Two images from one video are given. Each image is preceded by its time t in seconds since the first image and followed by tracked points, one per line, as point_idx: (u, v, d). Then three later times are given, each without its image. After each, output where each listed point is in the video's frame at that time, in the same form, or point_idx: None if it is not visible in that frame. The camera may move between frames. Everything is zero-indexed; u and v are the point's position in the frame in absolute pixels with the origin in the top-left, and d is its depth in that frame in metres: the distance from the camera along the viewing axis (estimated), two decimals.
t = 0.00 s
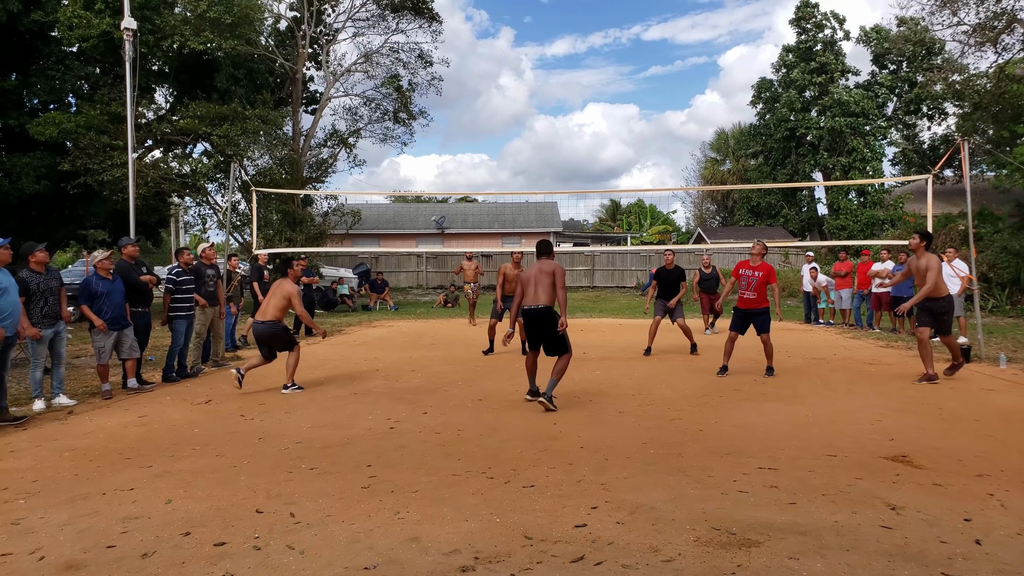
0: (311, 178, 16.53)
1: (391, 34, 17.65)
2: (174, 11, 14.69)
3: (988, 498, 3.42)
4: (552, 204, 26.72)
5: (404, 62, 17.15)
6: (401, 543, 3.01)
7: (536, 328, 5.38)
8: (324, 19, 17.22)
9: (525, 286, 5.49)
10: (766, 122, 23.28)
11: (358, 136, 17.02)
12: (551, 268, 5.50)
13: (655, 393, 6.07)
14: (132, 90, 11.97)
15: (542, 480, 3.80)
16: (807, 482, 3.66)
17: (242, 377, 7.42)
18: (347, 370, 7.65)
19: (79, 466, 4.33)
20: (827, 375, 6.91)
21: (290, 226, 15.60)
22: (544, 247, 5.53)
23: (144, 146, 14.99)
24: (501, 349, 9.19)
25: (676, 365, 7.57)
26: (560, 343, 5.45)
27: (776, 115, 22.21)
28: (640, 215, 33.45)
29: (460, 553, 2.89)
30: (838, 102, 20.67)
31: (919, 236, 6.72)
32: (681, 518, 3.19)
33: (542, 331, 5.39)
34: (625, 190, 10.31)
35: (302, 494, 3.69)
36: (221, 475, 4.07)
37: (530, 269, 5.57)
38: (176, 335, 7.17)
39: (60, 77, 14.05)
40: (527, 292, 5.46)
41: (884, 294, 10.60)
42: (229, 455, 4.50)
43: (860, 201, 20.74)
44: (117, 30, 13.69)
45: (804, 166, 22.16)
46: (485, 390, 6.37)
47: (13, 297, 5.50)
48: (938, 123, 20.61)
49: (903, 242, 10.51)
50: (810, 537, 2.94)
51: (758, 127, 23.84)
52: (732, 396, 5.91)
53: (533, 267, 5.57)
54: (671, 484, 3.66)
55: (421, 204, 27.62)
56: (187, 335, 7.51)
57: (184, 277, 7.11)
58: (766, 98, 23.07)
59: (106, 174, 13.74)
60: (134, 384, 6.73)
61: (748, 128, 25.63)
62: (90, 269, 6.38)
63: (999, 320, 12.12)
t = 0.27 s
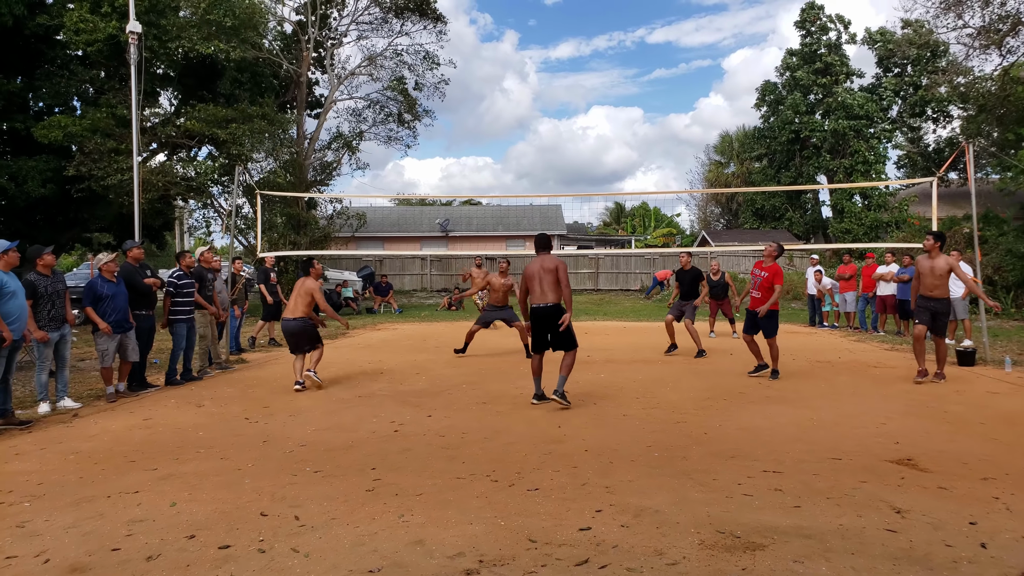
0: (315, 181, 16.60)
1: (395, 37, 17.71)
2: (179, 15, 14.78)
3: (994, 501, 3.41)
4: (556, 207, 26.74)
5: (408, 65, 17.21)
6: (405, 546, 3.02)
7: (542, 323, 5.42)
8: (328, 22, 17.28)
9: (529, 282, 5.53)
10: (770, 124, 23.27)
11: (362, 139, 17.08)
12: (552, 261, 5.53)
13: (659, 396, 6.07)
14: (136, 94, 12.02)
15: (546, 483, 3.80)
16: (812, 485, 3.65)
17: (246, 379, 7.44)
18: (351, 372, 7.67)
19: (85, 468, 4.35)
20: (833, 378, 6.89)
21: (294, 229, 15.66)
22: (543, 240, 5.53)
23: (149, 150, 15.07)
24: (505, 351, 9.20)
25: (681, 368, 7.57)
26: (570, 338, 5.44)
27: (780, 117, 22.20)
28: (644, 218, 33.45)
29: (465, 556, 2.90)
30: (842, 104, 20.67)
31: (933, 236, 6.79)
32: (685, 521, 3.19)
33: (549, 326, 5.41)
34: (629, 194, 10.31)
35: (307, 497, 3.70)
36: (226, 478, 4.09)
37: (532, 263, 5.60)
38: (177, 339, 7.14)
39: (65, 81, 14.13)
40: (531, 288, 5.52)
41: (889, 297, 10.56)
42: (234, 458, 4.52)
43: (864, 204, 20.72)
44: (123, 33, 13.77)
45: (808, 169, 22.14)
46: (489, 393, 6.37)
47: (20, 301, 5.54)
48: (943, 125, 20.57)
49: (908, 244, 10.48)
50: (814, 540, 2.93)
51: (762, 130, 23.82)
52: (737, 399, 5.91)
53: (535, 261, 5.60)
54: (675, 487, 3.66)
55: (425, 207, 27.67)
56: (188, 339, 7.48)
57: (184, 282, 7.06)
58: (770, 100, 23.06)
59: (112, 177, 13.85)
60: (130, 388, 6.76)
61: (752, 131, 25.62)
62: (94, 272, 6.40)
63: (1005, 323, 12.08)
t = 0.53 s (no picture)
0: (317, 181, 16.63)
1: (397, 35, 17.72)
2: (181, 15, 14.81)
3: (996, 497, 3.41)
4: (559, 206, 26.73)
5: (409, 64, 17.22)
6: (409, 544, 3.03)
7: (547, 321, 5.45)
8: (329, 22, 17.30)
9: (534, 278, 5.53)
10: (772, 122, 23.23)
11: (364, 138, 17.10)
12: (559, 259, 5.52)
13: (662, 395, 6.08)
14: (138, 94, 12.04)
15: (549, 481, 3.82)
16: (814, 483, 3.66)
17: (249, 379, 7.46)
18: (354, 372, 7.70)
19: (89, 468, 4.37)
20: (835, 376, 6.89)
21: (296, 229, 15.69)
22: (550, 235, 5.51)
23: (151, 150, 15.11)
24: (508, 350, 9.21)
25: (683, 366, 7.57)
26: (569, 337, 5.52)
27: (783, 115, 22.17)
28: (647, 216, 33.45)
29: (468, 554, 2.91)
30: (845, 102, 20.64)
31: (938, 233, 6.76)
32: (687, 518, 3.20)
33: (552, 324, 5.45)
34: (631, 192, 10.29)
35: (311, 496, 3.72)
36: (230, 477, 4.11)
37: (538, 258, 5.58)
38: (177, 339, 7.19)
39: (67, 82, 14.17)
40: (536, 284, 5.52)
41: (892, 294, 10.55)
42: (238, 457, 4.53)
43: (867, 201, 20.70)
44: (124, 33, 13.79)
45: (811, 167, 22.12)
46: (492, 392, 6.39)
47: (24, 302, 5.58)
48: (946, 122, 20.52)
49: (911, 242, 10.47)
50: (816, 537, 2.94)
51: (764, 128, 23.78)
52: (739, 397, 5.91)
53: (540, 257, 5.59)
54: (677, 485, 3.67)
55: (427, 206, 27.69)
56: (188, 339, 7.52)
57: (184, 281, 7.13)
58: (773, 98, 23.03)
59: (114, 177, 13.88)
60: (128, 390, 6.77)
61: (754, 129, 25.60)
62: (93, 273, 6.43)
63: (1009, 320, 12.06)
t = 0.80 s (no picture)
0: (315, 175, 16.58)
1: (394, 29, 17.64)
2: (177, 8, 14.72)
3: (993, 489, 3.43)
4: (557, 200, 26.70)
5: (407, 57, 17.13)
6: (408, 538, 3.04)
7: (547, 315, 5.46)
8: (326, 15, 17.20)
9: (537, 270, 5.49)
10: (771, 115, 23.20)
11: (362, 132, 17.03)
12: (565, 254, 5.47)
13: (660, 388, 6.09)
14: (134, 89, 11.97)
15: (548, 474, 3.82)
16: (813, 475, 3.67)
17: (248, 374, 7.46)
18: (353, 366, 7.70)
19: (87, 464, 4.37)
20: (833, 368, 6.91)
21: (295, 223, 15.65)
22: (556, 228, 5.46)
23: (147, 145, 15.05)
24: (507, 344, 9.22)
25: (682, 360, 7.58)
26: (569, 330, 5.55)
27: (781, 108, 22.14)
28: (646, 210, 33.45)
29: (467, 548, 2.92)
30: (844, 95, 20.61)
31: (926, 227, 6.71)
32: (686, 511, 3.21)
33: (553, 319, 5.47)
34: (630, 185, 10.27)
35: (310, 491, 3.72)
36: (229, 472, 4.11)
37: (543, 250, 5.52)
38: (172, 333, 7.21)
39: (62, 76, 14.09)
40: (538, 276, 5.49)
41: (890, 287, 10.56)
42: (237, 452, 4.53)
43: (864, 194, 20.71)
44: (120, 26, 13.70)
45: (810, 160, 22.11)
46: (491, 386, 6.40)
47: (24, 297, 5.56)
48: (944, 115, 20.50)
49: (909, 235, 10.47)
50: (814, 529, 2.95)
51: (762, 121, 23.75)
52: (737, 390, 5.93)
53: (545, 249, 5.52)
54: (676, 478, 3.68)
55: (426, 201, 27.64)
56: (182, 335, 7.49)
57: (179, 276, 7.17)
58: (772, 91, 22.99)
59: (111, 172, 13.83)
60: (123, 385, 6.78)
61: (753, 122, 25.57)
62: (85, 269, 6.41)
63: (1006, 312, 12.09)
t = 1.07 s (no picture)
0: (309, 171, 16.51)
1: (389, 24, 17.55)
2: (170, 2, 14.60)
3: (986, 485, 3.44)
4: (552, 196, 26.67)
5: (402, 53, 17.05)
6: (403, 535, 3.03)
7: (542, 310, 5.44)
8: (321, 10, 17.09)
9: (533, 266, 5.48)
10: (765, 112, 23.22)
11: (357, 129, 16.95)
12: (560, 252, 5.50)
13: (655, 384, 6.09)
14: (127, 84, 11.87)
15: (543, 471, 3.82)
16: (806, 471, 3.68)
17: (242, 371, 7.43)
18: (348, 363, 7.68)
19: (80, 461, 4.35)
20: (827, 365, 6.93)
21: (290, 219, 15.58)
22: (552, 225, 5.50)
23: (141, 140, 14.94)
24: (502, 341, 9.21)
25: (676, 356, 7.59)
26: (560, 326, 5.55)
27: (775, 105, 22.17)
28: (641, 206, 33.46)
29: (462, 544, 2.92)
30: (838, 92, 20.64)
31: (906, 223, 6.66)
32: (681, 507, 3.21)
33: (547, 313, 5.46)
34: (625, 182, 10.25)
35: (304, 487, 3.71)
36: (223, 468, 4.09)
37: (538, 247, 5.52)
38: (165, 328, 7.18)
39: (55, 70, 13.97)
40: (533, 272, 5.48)
41: (883, 284, 10.59)
42: (231, 449, 4.52)
43: (858, 191, 20.77)
44: (113, 21, 13.58)
45: (804, 157, 22.15)
46: (486, 382, 6.39)
47: (18, 292, 5.53)
48: (937, 113, 20.56)
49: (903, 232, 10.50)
50: (808, 525, 2.96)
51: (757, 117, 23.76)
52: (731, 386, 5.94)
53: (540, 246, 5.53)
54: (671, 474, 3.69)
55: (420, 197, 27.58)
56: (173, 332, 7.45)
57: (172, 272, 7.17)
58: (766, 88, 23.00)
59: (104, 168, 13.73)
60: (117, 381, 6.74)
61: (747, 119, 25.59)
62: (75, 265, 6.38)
63: (999, 308, 12.15)
